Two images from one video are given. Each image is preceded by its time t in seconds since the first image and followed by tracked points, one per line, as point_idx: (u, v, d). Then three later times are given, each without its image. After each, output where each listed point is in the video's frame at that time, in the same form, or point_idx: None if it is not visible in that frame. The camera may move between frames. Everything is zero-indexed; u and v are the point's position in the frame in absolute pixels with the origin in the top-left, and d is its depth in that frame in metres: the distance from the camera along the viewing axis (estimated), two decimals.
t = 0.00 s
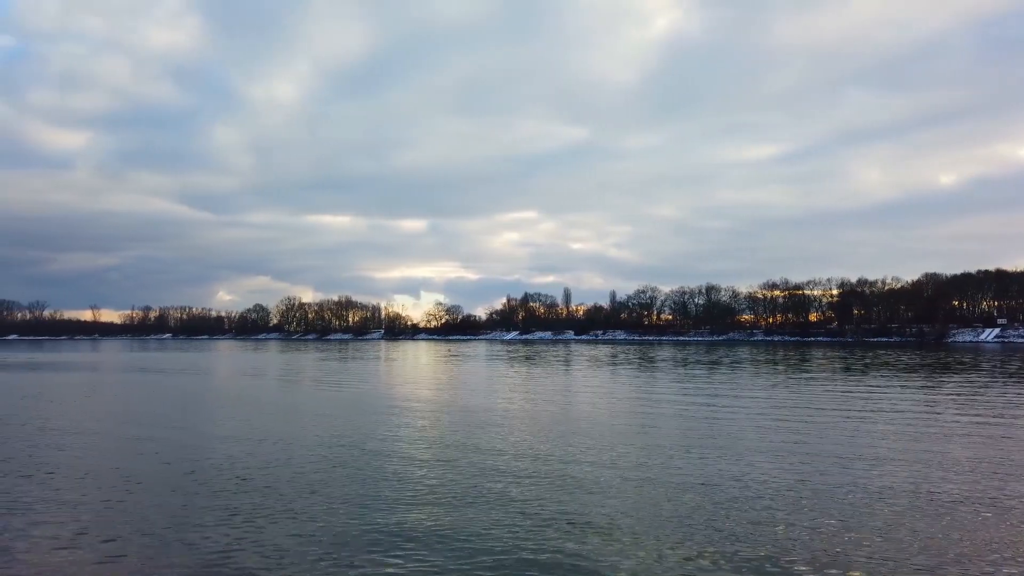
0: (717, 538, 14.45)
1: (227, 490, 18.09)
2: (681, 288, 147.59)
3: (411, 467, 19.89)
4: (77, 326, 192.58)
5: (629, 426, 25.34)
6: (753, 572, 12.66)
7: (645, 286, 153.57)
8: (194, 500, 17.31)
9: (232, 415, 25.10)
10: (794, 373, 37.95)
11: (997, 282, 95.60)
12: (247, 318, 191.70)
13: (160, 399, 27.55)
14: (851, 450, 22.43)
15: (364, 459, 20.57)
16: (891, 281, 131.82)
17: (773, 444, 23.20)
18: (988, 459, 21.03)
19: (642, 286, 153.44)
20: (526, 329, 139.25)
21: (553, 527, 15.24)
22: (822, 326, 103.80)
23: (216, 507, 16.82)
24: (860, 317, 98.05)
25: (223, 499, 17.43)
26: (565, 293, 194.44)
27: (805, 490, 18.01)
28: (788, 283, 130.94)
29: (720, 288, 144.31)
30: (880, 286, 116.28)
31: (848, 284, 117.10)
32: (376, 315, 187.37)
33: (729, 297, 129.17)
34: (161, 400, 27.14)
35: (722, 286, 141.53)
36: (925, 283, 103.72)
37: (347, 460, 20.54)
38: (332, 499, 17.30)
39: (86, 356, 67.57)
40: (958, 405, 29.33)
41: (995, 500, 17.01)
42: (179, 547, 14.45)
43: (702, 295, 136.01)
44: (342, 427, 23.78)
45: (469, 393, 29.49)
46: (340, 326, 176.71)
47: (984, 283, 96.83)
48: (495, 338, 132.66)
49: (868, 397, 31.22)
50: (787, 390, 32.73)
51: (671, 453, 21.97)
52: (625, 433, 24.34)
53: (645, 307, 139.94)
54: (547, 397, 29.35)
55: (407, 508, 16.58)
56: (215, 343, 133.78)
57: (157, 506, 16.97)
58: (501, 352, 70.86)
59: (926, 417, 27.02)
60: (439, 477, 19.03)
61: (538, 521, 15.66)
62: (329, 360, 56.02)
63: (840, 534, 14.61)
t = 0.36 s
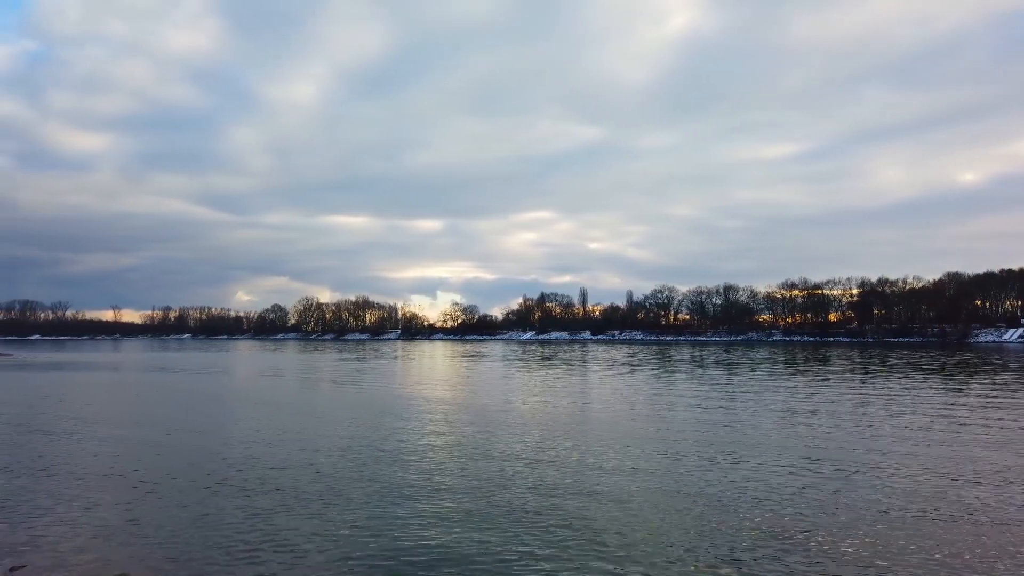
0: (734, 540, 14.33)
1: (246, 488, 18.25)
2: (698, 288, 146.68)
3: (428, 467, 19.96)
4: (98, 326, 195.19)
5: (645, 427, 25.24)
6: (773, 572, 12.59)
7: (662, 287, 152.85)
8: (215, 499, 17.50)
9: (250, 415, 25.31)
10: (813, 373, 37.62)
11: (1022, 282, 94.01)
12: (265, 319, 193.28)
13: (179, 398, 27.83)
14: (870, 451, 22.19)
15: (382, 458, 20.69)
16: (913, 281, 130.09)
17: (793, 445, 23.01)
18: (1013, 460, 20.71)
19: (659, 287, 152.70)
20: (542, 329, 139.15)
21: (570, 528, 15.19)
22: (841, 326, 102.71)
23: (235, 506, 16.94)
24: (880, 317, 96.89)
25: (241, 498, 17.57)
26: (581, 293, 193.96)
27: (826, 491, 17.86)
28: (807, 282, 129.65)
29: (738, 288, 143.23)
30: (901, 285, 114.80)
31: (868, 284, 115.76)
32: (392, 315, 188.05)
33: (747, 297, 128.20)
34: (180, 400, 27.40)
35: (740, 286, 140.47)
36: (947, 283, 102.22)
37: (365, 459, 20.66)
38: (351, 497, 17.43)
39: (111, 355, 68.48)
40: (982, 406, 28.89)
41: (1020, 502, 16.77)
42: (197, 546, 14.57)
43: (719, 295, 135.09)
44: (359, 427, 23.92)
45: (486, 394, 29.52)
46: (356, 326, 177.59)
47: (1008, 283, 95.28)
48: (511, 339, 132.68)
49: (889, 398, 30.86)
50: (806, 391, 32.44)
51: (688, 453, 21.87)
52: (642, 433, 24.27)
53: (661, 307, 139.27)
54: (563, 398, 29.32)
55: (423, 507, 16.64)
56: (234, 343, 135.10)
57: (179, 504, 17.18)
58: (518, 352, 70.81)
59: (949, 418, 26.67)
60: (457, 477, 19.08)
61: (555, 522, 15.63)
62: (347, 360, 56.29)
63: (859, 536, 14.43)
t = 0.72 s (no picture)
0: (756, 542, 14.22)
1: (267, 487, 18.43)
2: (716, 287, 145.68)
3: (446, 467, 20.05)
4: (120, 326, 197.82)
5: (664, 427, 25.17)
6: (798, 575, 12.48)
7: (680, 287, 151.98)
8: (238, 498, 17.66)
9: (270, 414, 25.56)
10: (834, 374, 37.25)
11: None
12: (284, 319, 194.82)
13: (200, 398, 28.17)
14: (891, 452, 21.98)
15: (402, 458, 20.78)
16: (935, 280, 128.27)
17: (814, 446, 22.83)
18: None
19: (677, 287, 151.83)
20: (559, 329, 138.99)
21: (589, 529, 15.17)
22: (862, 326, 101.56)
23: (257, 506, 17.08)
24: (902, 317, 95.69)
25: (262, 497, 17.75)
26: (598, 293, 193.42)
27: (849, 493, 17.70)
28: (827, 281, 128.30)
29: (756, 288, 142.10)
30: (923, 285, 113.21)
31: (889, 283, 114.31)
32: (409, 315, 188.75)
33: (766, 297, 127.17)
34: (201, 400, 27.71)
35: (759, 286, 139.33)
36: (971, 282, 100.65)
37: (385, 459, 20.77)
38: (372, 497, 17.54)
39: (137, 354, 69.63)
40: (1008, 406, 28.44)
41: None
42: (218, 544, 14.75)
43: (738, 295, 134.07)
44: (378, 426, 24.09)
45: (503, 393, 29.60)
46: (374, 326, 178.43)
47: None
48: (529, 339, 132.67)
49: (912, 399, 30.48)
50: (828, 391, 32.12)
51: (707, 454, 21.77)
52: (662, 434, 24.17)
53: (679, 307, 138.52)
54: (581, 398, 29.33)
55: (443, 507, 16.71)
56: (253, 343, 136.29)
57: (203, 503, 17.35)
58: (535, 352, 70.74)
59: (974, 419, 26.29)
60: (477, 477, 19.14)
61: (574, 522, 15.64)
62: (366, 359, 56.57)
63: (883, 538, 14.27)
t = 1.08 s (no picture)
0: (771, 543, 14.11)
1: (284, 487, 18.51)
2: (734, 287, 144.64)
3: (462, 467, 20.02)
4: (141, 326, 200.44)
5: (681, 428, 25.01)
6: None
7: (697, 287, 150.99)
8: (253, 498, 17.77)
9: (287, 413, 25.71)
10: (854, 374, 36.78)
11: None
12: (301, 319, 196.30)
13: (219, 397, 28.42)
14: (913, 453, 21.62)
15: (417, 458, 20.85)
16: (958, 279, 126.32)
17: (832, 447, 22.56)
18: None
19: (694, 287, 150.97)
20: (575, 329, 138.72)
21: (605, 530, 15.06)
22: (883, 326, 100.29)
23: (273, 505, 17.18)
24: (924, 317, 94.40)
25: (278, 496, 17.82)
26: (614, 293, 192.61)
27: (869, 494, 17.49)
28: (846, 280, 126.85)
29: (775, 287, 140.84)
30: (945, 284, 111.57)
31: (910, 282, 112.78)
32: (426, 315, 189.31)
33: (785, 297, 126.00)
34: (220, 399, 27.99)
35: (777, 286, 138.12)
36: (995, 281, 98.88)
37: (402, 458, 20.85)
38: (388, 497, 17.58)
39: (162, 354, 70.52)
40: None
41: None
42: (235, 543, 14.87)
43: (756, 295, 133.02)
44: (394, 426, 24.13)
45: (519, 393, 29.55)
46: (390, 326, 179.15)
47: None
48: (545, 339, 132.62)
49: (935, 399, 30.00)
50: (847, 392, 31.73)
51: (725, 455, 21.58)
52: (677, 435, 24.04)
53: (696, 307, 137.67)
54: (597, 398, 29.22)
55: (458, 507, 16.73)
56: (270, 343, 137.43)
57: (220, 503, 17.48)
58: (554, 352, 70.62)
59: (998, 420, 25.80)
60: (492, 477, 19.16)
61: (590, 523, 15.52)
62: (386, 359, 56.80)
63: (905, 540, 14.05)
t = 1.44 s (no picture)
0: (794, 544, 14.03)
1: (303, 486, 18.59)
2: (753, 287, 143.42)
3: (479, 468, 19.99)
4: (176, 326, 204.93)
5: (699, 428, 24.86)
6: None
7: (716, 287, 149.86)
8: (275, 496, 17.92)
9: (305, 412, 25.91)
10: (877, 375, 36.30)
11: None
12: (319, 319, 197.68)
13: (238, 396, 28.71)
14: (935, 455, 21.29)
15: (438, 457, 20.92)
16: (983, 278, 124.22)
17: (855, 449, 22.31)
18: None
19: (713, 287, 149.93)
20: (593, 329, 138.32)
21: (624, 532, 14.96)
22: (905, 326, 98.94)
23: (295, 504, 17.31)
24: (947, 317, 92.99)
25: (297, 496, 17.90)
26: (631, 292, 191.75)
27: (893, 496, 17.27)
28: (868, 280, 125.29)
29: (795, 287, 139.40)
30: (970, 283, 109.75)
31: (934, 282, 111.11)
32: (443, 315, 189.77)
33: (805, 297, 124.69)
34: (239, 398, 28.26)
35: (797, 286, 136.75)
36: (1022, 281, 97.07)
37: (422, 457, 20.93)
38: (408, 496, 17.66)
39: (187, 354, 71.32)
40: None
41: None
42: (258, 541, 15.00)
43: (776, 295, 131.80)
44: (411, 425, 24.23)
45: (536, 393, 29.51)
46: (407, 326, 179.85)
47: None
48: (563, 339, 132.39)
49: (960, 401, 29.52)
50: (870, 393, 31.32)
51: (743, 457, 21.39)
52: (698, 436, 23.90)
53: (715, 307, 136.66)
54: (613, 398, 29.12)
55: (478, 507, 16.78)
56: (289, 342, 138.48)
57: (242, 501, 17.64)
58: (573, 352, 70.54)
59: None
60: (512, 476, 19.20)
61: (609, 525, 15.40)
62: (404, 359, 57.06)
63: (931, 543, 13.88)
